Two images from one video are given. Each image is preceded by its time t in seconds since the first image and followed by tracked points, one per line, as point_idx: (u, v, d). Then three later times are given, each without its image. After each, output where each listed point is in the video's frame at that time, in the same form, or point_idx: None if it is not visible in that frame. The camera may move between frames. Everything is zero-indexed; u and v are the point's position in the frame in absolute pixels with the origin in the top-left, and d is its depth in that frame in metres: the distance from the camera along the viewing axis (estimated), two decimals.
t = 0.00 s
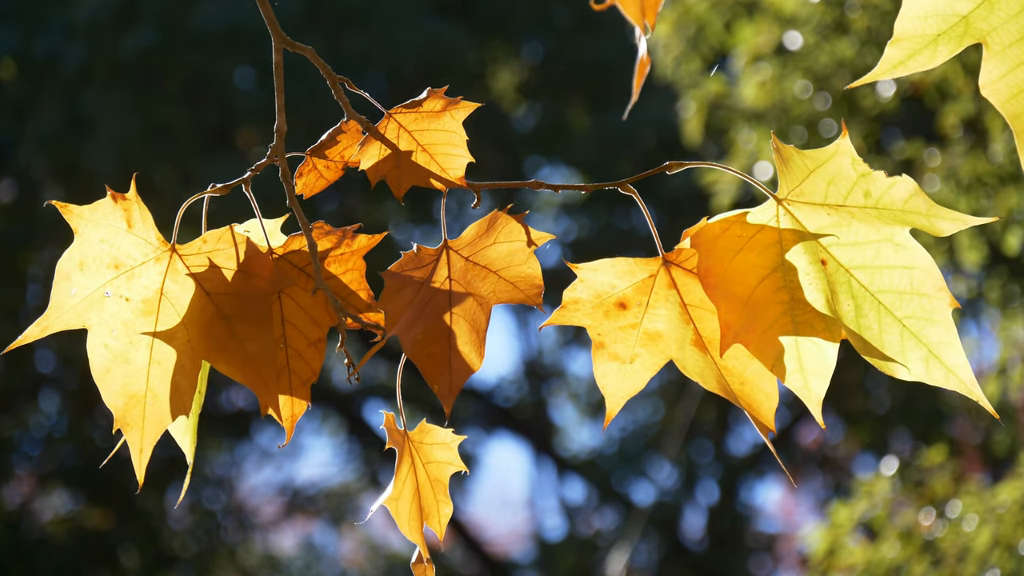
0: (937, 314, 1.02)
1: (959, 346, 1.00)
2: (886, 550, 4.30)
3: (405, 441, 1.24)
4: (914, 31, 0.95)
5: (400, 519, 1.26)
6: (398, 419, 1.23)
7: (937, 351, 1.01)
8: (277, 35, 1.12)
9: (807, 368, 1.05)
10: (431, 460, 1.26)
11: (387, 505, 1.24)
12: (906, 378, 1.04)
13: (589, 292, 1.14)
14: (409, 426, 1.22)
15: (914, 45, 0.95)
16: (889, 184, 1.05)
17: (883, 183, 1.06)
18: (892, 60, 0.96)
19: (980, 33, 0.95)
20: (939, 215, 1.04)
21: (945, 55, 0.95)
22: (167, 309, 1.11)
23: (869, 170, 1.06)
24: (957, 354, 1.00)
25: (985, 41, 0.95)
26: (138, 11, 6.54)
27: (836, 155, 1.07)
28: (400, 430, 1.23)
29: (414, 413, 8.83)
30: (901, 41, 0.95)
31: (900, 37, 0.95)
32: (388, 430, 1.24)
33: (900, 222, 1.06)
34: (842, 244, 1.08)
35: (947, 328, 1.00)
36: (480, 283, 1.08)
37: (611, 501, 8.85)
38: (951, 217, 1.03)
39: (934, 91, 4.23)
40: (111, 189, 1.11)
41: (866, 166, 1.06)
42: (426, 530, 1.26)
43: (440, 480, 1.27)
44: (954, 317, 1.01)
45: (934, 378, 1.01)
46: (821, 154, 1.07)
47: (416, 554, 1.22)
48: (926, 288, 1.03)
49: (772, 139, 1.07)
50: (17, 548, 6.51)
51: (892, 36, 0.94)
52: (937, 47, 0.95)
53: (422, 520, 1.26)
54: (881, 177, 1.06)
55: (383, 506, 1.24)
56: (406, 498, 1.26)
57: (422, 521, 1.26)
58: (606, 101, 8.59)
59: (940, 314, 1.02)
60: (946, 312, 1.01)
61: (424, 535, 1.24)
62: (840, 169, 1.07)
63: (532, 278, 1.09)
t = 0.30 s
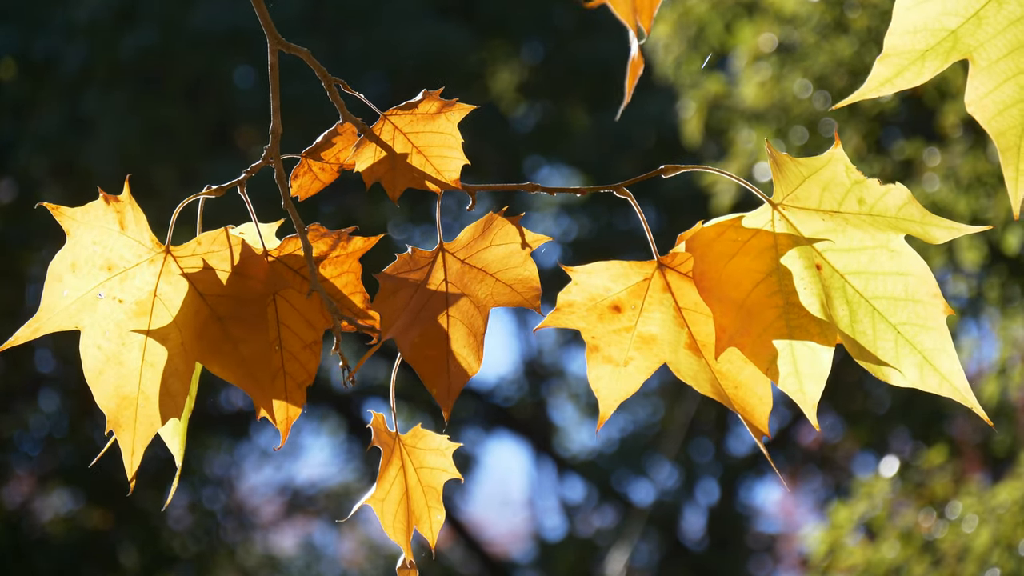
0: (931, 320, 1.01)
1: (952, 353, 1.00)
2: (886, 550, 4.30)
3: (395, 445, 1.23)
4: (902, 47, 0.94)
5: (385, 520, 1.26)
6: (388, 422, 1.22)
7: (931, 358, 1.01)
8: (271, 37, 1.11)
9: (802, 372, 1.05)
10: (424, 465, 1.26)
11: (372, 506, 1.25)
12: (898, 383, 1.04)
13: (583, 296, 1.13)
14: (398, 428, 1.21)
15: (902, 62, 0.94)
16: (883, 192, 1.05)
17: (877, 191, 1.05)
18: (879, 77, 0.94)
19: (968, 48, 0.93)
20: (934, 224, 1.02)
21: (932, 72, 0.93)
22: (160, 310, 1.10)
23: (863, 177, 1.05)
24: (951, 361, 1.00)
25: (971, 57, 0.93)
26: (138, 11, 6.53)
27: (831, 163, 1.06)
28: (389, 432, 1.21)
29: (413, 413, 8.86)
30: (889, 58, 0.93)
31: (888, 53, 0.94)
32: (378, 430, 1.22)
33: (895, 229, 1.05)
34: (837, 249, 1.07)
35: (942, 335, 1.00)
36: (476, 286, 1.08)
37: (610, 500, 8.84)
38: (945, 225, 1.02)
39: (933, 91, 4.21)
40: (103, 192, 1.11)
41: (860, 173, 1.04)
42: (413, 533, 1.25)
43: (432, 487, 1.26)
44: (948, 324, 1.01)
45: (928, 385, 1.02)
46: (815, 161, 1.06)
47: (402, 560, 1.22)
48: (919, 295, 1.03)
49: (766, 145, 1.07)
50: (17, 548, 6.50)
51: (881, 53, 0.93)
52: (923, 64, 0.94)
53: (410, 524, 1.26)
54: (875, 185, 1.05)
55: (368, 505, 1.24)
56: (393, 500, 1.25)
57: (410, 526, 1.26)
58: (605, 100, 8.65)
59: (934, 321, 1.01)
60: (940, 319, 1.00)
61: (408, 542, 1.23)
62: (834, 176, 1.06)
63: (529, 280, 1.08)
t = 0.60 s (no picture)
0: (930, 318, 1.01)
1: (951, 350, 1.01)
2: (886, 551, 4.29)
3: (391, 448, 1.24)
4: (902, 63, 0.98)
5: (375, 521, 1.24)
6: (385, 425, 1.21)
7: (929, 356, 1.02)
8: (266, 39, 1.10)
9: (797, 371, 1.05)
10: (417, 467, 1.26)
11: (364, 507, 1.22)
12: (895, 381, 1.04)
13: (577, 296, 1.12)
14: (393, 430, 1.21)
15: (902, 78, 0.98)
16: (881, 191, 1.05)
17: (875, 190, 1.05)
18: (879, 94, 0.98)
19: (965, 61, 0.99)
20: (932, 222, 1.03)
21: (931, 86, 0.98)
22: (153, 313, 1.10)
23: (861, 177, 1.04)
24: (950, 358, 1.00)
25: (969, 68, 0.99)
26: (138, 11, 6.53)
27: (828, 164, 1.05)
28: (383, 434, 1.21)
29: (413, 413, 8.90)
30: (890, 76, 0.97)
31: (889, 70, 0.97)
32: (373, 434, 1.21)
33: (892, 228, 1.05)
34: (832, 249, 1.07)
35: (940, 333, 1.01)
36: (467, 287, 1.07)
37: (611, 500, 8.84)
38: (944, 224, 1.02)
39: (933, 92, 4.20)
40: (95, 194, 1.11)
41: (857, 173, 1.04)
42: (403, 536, 1.25)
43: (424, 488, 1.26)
44: (946, 321, 1.01)
45: (927, 383, 1.02)
46: (813, 162, 1.05)
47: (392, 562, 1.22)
48: (917, 294, 1.03)
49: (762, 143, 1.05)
50: (17, 549, 6.49)
51: (882, 71, 0.96)
52: (923, 79, 0.98)
53: (402, 526, 1.25)
54: (873, 184, 1.05)
55: (358, 507, 1.21)
56: (384, 501, 1.24)
57: (403, 527, 1.26)
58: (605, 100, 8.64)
59: (933, 318, 1.01)
60: (939, 317, 1.01)
61: (398, 542, 1.23)
62: (831, 176, 1.06)
63: (519, 283, 1.08)
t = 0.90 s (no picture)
0: (918, 332, 1.01)
1: (938, 364, 1.00)
2: (886, 551, 4.28)
3: (387, 451, 1.24)
4: (904, 72, 0.96)
5: (377, 527, 1.25)
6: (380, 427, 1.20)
7: (917, 371, 1.02)
8: (261, 40, 1.09)
9: (792, 383, 1.05)
10: (416, 469, 1.25)
11: (364, 512, 1.24)
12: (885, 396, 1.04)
13: (575, 302, 1.13)
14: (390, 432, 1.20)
15: (904, 88, 0.96)
16: (869, 204, 1.04)
17: (864, 203, 1.04)
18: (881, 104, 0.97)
19: (968, 68, 0.96)
20: (918, 236, 1.02)
21: (933, 94, 0.96)
22: (148, 315, 1.11)
23: (849, 188, 1.03)
24: (937, 374, 1.00)
25: (971, 76, 0.97)
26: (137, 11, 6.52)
27: (816, 173, 1.05)
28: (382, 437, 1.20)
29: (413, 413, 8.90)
30: (892, 85, 0.96)
31: (891, 80, 0.96)
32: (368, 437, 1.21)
33: (882, 240, 1.05)
34: (826, 260, 1.07)
35: (928, 348, 1.01)
36: (459, 290, 1.06)
37: (610, 500, 8.83)
38: (928, 239, 1.02)
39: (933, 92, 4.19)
40: (92, 197, 1.11)
41: (846, 184, 1.03)
42: (407, 538, 1.24)
43: (427, 490, 1.25)
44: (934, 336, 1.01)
45: (914, 399, 1.02)
46: (802, 170, 1.05)
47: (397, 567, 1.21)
48: (906, 307, 1.02)
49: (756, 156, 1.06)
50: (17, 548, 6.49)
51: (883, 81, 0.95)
52: (926, 87, 0.96)
53: (405, 530, 1.24)
54: (862, 197, 1.04)
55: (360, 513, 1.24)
56: (386, 508, 1.25)
57: (404, 531, 1.24)
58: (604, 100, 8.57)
59: (920, 333, 1.01)
60: (927, 331, 1.01)
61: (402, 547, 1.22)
62: (821, 185, 1.05)
63: (512, 288, 1.07)
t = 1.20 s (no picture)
0: (916, 339, 1.01)
1: (935, 370, 1.00)
2: (886, 551, 4.28)
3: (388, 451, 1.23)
4: (901, 74, 1.00)
5: (379, 527, 1.24)
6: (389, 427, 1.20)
7: (915, 377, 1.02)
8: (262, 39, 1.09)
9: (788, 387, 1.05)
10: (417, 469, 1.25)
11: (366, 512, 1.23)
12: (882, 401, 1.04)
13: (572, 306, 1.12)
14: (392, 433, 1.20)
15: (900, 91, 1.00)
16: (870, 209, 1.04)
17: (864, 208, 1.04)
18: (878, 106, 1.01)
19: (963, 72, 1.01)
20: (918, 243, 1.03)
21: (928, 97, 1.00)
22: (150, 316, 1.10)
23: (849, 193, 1.04)
24: (934, 379, 1.00)
25: (966, 80, 1.01)
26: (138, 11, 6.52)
27: (817, 178, 1.05)
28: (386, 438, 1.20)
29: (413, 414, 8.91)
30: (888, 87, 1.00)
31: (887, 82, 1.00)
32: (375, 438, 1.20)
33: (881, 245, 1.04)
34: (825, 265, 1.07)
35: (926, 353, 1.01)
36: (461, 293, 1.06)
37: (610, 500, 8.83)
38: (929, 244, 1.03)
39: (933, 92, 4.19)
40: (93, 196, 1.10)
41: (847, 189, 1.04)
42: (409, 538, 1.23)
43: (425, 490, 1.26)
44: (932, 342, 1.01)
45: (911, 404, 1.02)
46: (801, 175, 1.05)
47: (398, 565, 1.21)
48: (905, 313, 1.03)
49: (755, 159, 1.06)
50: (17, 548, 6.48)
51: (880, 83, 0.99)
52: (921, 91, 1.00)
53: (405, 528, 1.24)
54: (862, 202, 1.05)
55: (363, 513, 1.22)
56: (386, 505, 1.24)
57: (406, 530, 1.24)
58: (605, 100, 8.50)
59: (919, 339, 1.01)
60: (926, 337, 1.01)
61: (405, 546, 1.21)
62: (821, 190, 1.06)
63: (515, 290, 1.07)
